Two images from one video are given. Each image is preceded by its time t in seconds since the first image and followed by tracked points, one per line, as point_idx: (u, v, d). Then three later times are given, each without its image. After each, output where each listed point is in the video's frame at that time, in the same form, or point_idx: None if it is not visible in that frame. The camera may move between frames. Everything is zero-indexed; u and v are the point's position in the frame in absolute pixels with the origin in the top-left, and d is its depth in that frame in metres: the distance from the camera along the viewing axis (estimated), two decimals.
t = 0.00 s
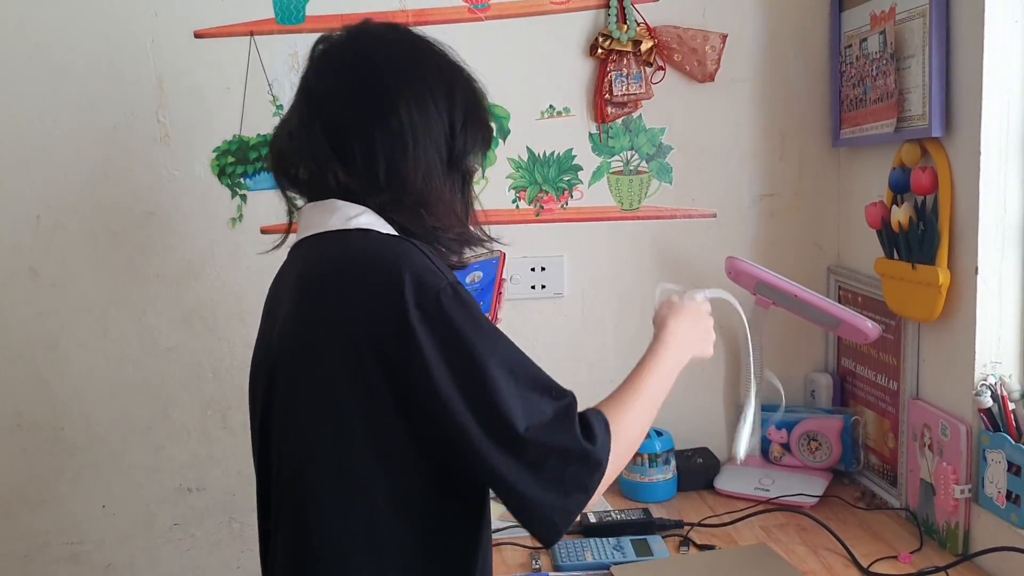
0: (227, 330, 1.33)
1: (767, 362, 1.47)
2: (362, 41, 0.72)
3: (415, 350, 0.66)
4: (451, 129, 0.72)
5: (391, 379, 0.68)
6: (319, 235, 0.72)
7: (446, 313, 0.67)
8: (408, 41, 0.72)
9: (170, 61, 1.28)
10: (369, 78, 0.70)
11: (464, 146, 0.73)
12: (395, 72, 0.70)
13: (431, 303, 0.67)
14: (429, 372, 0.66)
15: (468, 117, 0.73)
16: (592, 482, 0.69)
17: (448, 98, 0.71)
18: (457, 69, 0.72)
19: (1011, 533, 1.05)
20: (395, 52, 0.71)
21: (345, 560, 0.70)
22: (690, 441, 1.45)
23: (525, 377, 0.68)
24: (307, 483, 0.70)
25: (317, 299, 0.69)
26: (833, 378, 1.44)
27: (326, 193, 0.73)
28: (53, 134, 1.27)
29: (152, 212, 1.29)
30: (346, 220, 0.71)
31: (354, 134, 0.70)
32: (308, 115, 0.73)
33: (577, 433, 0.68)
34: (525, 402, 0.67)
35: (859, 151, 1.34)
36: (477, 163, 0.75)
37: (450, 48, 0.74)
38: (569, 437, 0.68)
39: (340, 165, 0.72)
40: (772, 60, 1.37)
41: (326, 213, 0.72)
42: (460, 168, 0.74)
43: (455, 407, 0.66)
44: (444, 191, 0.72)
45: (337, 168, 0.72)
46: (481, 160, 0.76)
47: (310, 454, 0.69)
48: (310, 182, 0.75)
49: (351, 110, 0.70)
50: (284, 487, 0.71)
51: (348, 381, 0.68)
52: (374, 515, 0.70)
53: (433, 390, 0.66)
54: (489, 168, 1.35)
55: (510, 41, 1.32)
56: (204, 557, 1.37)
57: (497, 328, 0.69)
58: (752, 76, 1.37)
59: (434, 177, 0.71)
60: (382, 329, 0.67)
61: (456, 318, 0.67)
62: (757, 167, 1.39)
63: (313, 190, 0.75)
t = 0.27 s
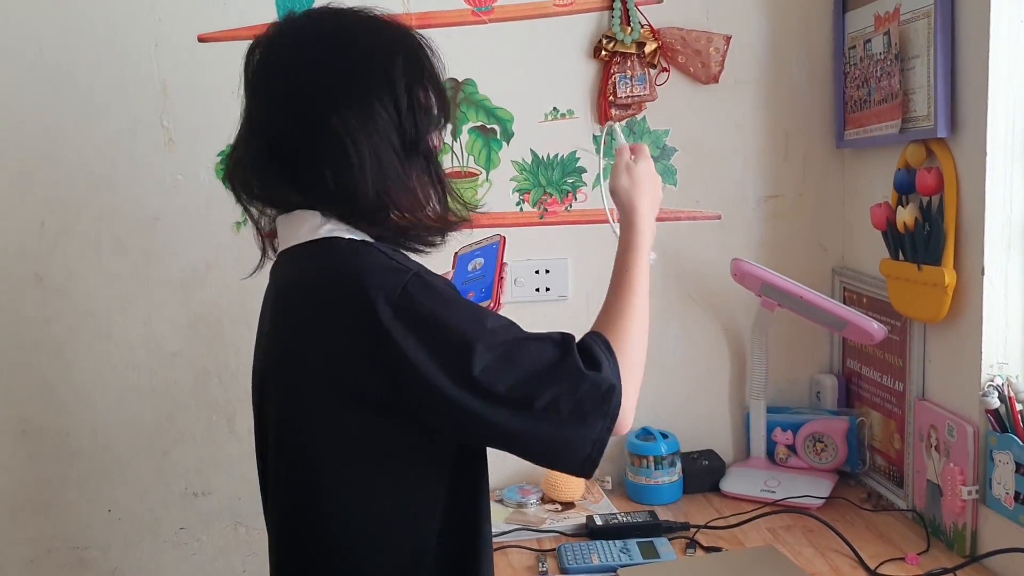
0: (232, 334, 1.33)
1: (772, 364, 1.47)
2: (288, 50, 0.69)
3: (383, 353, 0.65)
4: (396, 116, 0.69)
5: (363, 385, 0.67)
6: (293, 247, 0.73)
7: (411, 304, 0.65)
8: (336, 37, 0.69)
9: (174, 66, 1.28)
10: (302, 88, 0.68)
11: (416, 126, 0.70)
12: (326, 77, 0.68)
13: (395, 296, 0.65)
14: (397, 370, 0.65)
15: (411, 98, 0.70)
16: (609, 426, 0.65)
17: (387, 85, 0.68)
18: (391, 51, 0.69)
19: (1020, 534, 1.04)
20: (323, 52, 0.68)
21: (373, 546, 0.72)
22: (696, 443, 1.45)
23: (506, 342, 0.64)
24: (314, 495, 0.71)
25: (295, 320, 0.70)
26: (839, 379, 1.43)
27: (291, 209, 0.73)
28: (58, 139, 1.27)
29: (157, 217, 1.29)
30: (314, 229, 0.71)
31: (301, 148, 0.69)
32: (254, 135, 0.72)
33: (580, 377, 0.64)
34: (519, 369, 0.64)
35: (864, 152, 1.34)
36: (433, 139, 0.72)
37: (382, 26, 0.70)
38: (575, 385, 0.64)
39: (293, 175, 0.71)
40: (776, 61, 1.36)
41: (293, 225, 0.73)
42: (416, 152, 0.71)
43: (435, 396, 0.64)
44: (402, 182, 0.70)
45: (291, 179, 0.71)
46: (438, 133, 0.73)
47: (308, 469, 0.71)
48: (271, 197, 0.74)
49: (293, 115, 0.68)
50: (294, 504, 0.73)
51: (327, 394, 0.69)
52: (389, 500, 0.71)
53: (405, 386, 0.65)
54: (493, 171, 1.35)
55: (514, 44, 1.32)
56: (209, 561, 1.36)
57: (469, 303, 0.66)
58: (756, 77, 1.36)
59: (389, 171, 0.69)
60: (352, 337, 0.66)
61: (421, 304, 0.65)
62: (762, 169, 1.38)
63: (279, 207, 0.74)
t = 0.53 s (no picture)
0: (240, 341, 1.33)
1: (779, 370, 1.47)
2: (257, 71, 0.67)
3: (372, 362, 0.65)
4: (364, 138, 0.66)
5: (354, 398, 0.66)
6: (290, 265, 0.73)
7: (399, 307, 0.64)
8: (300, 57, 0.66)
9: (184, 74, 1.28)
10: (271, 116, 0.66)
11: (384, 151, 0.67)
12: (292, 105, 0.65)
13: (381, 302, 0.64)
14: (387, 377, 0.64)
15: (378, 120, 0.66)
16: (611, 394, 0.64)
17: (353, 111, 0.65)
18: (358, 71, 0.65)
19: None
20: (289, 77, 0.66)
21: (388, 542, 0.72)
22: (703, 449, 1.45)
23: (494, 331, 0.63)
24: (320, 506, 0.72)
25: (288, 337, 0.69)
26: (845, 386, 1.44)
27: (275, 226, 0.73)
28: (67, 147, 1.27)
29: (166, 224, 1.30)
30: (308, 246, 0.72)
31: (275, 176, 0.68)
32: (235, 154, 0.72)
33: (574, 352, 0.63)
34: (512, 353, 0.62)
35: (869, 159, 1.35)
36: (406, 156, 0.69)
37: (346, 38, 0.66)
38: (575, 360, 0.62)
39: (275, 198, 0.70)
40: (782, 69, 1.37)
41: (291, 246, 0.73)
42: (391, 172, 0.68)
43: (428, 401, 0.63)
44: (375, 205, 0.67)
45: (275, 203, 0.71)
46: (411, 148, 0.70)
47: (310, 482, 0.71)
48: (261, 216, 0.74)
49: (267, 142, 0.67)
50: (306, 518, 0.73)
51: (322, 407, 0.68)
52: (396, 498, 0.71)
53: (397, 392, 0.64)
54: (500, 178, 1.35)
55: (521, 52, 1.32)
56: (217, 569, 1.36)
57: (453, 297, 0.65)
58: (762, 85, 1.37)
59: (360, 197, 0.66)
60: (341, 349, 0.65)
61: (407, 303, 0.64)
62: (768, 175, 1.39)
63: (265, 221, 0.75)
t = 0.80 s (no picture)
0: (251, 344, 1.34)
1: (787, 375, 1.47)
2: (273, 74, 0.66)
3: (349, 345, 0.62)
4: (375, 156, 0.66)
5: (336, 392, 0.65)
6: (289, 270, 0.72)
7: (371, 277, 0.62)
8: (317, 65, 0.65)
9: (196, 77, 1.29)
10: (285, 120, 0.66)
11: (399, 164, 0.67)
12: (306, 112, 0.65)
13: (355, 277, 0.62)
14: (368, 359, 0.62)
15: (393, 133, 0.66)
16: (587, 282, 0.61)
17: (367, 122, 0.65)
18: (379, 81, 0.65)
19: None
20: (304, 83, 0.65)
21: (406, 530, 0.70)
22: (711, 454, 1.45)
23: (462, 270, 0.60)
24: (333, 514, 0.69)
25: (282, 346, 0.68)
26: (853, 391, 1.44)
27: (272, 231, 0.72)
28: (78, 149, 1.27)
29: (177, 227, 1.30)
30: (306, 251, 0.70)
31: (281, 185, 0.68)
32: (242, 153, 0.71)
33: (542, 259, 0.59)
34: (480, 290, 0.59)
35: (878, 165, 1.35)
36: (416, 175, 0.70)
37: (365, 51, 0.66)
38: (546, 267, 0.59)
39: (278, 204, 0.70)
40: (790, 74, 1.38)
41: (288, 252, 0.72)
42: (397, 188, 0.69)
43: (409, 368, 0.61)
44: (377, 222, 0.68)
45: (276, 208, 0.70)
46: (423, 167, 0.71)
47: (320, 495, 0.69)
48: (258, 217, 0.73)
49: (275, 148, 0.67)
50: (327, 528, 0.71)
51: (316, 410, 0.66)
52: (400, 489, 0.68)
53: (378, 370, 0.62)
54: (510, 182, 1.36)
55: (531, 56, 1.33)
56: (226, 571, 1.37)
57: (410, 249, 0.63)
58: (771, 91, 1.38)
59: (362, 214, 0.67)
60: (324, 339, 0.64)
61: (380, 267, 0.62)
62: (777, 180, 1.40)
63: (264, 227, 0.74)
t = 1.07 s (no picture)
0: (255, 344, 1.34)
1: (790, 378, 1.47)
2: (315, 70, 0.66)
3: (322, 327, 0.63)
4: (403, 169, 0.67)
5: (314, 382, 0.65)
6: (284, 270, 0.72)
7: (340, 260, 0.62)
8: (361, 72, 0.65)
9: (202, 78, 1.29)
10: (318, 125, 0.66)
11: (419, 181, 0.68)
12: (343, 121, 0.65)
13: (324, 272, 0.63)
14: (340, 350, 0.62)
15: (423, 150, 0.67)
16: (533, 229, 0.62)
17: (402, 136, 0.66)
18: (417, 100, 0.66)
19: None
20: (345, 87, 0.65)
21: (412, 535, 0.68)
22: (713, 457, 1.46)
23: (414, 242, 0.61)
24: (332, 516, 0.68)
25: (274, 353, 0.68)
26: (856, 395, 1.44)
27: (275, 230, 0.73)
28: (84, 149, 1.27)
29: (182, 228, 1.31)
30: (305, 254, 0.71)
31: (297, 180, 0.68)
32: (264, 146, 0.71)
33: (483, 215, 0.60)
34: (434, 254, 0.60)
35: (882, 170, 1.35)
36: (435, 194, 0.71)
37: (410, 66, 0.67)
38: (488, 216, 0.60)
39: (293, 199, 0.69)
40: (795, 78, 1.38)
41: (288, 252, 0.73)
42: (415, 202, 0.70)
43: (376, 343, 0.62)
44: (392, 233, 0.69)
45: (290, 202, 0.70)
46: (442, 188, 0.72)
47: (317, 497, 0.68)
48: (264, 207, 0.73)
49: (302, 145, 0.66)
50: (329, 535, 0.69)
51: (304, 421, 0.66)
52: (393, 488, 0.67)
53: (350, 364, 0.62)
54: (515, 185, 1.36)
55: (536, 59, 1.33)
56: (228, 571, 1.37)
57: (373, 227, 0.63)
58: (775, 95, 1.38)
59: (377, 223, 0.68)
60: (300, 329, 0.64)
61: (344, 255, 0.63)
62: (781, 184, 1.40)
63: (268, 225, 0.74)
